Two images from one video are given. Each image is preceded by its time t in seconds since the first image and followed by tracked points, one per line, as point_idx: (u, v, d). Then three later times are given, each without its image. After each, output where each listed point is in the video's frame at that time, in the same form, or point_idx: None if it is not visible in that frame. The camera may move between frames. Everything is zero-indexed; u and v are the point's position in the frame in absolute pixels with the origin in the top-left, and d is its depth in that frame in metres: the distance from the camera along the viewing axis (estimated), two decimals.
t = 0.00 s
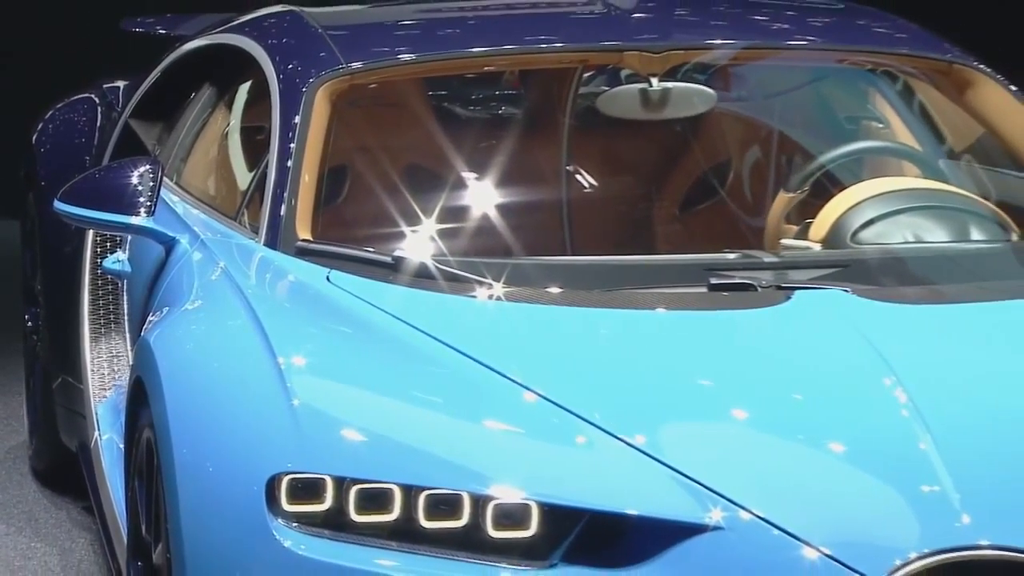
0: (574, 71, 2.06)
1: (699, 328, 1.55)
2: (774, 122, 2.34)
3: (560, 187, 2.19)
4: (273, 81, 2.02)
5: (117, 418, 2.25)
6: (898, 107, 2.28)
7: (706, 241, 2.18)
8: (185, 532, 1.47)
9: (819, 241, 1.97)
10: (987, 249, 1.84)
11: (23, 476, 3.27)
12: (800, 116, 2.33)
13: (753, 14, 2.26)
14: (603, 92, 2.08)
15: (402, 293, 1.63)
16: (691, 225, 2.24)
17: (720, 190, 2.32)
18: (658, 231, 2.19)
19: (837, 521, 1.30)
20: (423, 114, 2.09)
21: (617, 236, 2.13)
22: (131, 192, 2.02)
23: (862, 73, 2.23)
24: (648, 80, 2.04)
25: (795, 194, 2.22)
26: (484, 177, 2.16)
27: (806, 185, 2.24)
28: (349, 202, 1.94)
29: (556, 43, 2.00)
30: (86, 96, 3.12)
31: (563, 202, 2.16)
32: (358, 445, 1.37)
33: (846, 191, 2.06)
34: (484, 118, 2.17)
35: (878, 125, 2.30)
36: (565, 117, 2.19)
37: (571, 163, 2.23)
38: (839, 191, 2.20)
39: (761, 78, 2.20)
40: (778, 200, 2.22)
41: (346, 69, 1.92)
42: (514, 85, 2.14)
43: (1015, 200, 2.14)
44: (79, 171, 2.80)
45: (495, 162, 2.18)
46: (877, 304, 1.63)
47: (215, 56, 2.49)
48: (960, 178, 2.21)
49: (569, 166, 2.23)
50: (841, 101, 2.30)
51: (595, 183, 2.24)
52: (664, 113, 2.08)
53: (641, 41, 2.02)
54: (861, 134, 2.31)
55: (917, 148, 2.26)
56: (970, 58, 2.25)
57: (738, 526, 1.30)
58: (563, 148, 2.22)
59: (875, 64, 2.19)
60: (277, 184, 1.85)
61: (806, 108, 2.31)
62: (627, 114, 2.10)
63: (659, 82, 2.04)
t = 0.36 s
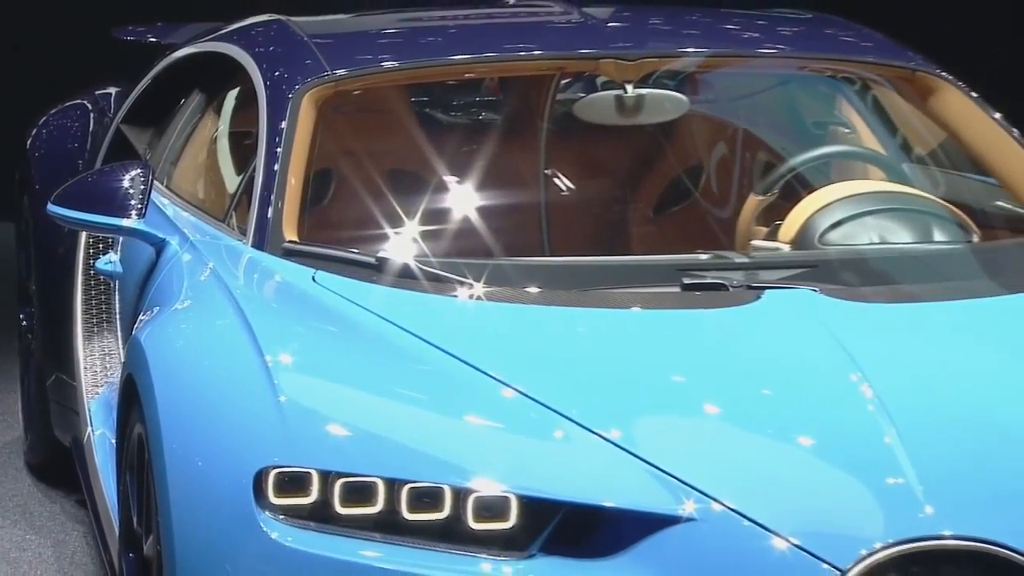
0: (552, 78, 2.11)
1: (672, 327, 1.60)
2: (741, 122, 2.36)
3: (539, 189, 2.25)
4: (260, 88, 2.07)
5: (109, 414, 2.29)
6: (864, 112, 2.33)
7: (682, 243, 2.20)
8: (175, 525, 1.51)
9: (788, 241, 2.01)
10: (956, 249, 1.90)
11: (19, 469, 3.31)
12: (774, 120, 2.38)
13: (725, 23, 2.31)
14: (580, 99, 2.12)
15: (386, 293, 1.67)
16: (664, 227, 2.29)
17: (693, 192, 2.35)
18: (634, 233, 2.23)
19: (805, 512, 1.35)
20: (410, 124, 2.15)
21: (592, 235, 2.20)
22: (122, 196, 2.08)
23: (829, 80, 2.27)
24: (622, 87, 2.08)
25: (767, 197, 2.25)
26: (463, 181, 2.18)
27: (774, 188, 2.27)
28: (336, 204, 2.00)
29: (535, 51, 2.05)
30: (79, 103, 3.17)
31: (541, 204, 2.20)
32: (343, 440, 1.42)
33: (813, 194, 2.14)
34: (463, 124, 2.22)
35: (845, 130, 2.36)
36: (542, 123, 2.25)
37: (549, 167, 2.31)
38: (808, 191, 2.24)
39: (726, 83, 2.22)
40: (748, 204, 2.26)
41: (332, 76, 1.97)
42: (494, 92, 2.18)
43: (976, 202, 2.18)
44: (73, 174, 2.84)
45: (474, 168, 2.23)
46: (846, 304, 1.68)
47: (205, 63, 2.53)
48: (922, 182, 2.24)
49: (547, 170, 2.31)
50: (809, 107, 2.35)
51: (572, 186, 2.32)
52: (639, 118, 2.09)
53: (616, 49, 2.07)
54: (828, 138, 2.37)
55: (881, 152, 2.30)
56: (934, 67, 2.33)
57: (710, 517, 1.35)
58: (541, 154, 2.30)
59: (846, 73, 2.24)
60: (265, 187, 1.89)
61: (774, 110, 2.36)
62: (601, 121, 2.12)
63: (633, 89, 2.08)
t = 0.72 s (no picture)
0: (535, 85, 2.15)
1: (652, 326, 1.65)
2: (713, 121, 2.41)
3: (522, 193, 2.26)
4: (252, 95, 2.11)
5: (105, 410, 2.33)
6: (835, 117, 2.38)
7: (660, 242, 2.23)
8: (170, 518, 1.56)
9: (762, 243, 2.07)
10: (930, 249, 1.95)
11: (18, 463, 3.35)
12: (747, 122, 2.43)
13: (702, 32, 2.36)
14: (562, 105, 2.19)
15: (375, 294, 1.72)
16: (644, 230, 2.30)
17: (672, 195, 2.39)
18: (613, 235, 2.26)
19: (779, 505, 1.40)
20: (395, 129, 2.20)
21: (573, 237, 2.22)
22: (118, 200, 2.12)
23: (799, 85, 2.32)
24: (603, 94, 2.15)
25: (742, 201, 2.31)
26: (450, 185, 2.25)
27: (750, 190, 2.33)
28: (326, 208, 2.04)
29: (518, 59, 2.10)
30: (76, 109, 3.21)
31: (524, 208, 2.23)
32: (333, 436, 1.47)
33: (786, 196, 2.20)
34: (450, 130, 2.28)
35: (818, 136, 2.41)
36: (526, 129, 2.30)
37: (532, 171, 2.32)
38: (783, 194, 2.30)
39: (701, 88, 2.28)
40: (725, 206, 2.32)
41: (322, 83, 2.02)
42: (479, 100, 2.25)
43: (944, 206, 2.24)
44: (71, 178, 2.89)
45: (461, 171, 2.27)
46: (820, 304, 1.73)
47: (199, 70, 2.58)
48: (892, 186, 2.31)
49: (530, 174, 2.32)
50: (783, 112, 2.41)
51: (555, 190, 2.33)
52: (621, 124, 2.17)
53: (597, 57, 2.12)
54: (801, 144, 2.42)
55: (853, 156, 2.36)
56: (902, 75, 2.39)
57: (688, 509, 1.40)
58: (524, 159, 2.32)
59: (818, 80, 2.29)
60: (257, 191, 1.94)
61: (747, 113, 2.41)
62: (581, 126, 2.20)
63: (614, 96, 2.15)
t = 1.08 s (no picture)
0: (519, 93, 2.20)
1: (632, 326, 1.70)
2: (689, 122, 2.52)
3: (507, 196, 2.36)
4: (244, 101, 2.16)
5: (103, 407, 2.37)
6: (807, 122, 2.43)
7: (641, 244, 2.35)
8: (165, 511, 1.60)
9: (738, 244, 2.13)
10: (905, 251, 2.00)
11: (17, 459, 3.39)
12: (723, 125, 2.53)
13: (680, 41, 2.42)
14: (545, 112, 2.24)
15: (364, 294, 1.77)
16: (625, 230, 2.41)
17: (653, 196, 2.49)
18: (596, 236, 2.37)
19: (755, 497, 1.44)
20: (382, 129, 2.27)
21: (556, 237, 2.33)
22: (115, 203, 2.15)
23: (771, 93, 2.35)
24: (585, 101, 2.18)
25: (719, 204, 2.39)
26: (437, 188, 2.32)
27: (726, 195, 2.40)
28: (315, 212, 2.08)
29: (503, 67, 2.14)
30: (74, 116, 3.26)
31: (510, 211, 2.32)
32: (323, 432, 1.51)
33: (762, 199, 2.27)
34: (435, 137, 2.35)
35: (790, 141, 2.49)
36: (510, 136, 2.36)
37: (516, 175, 2.40)
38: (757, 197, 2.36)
39: (675, 95, 2.34)
40: (703, 210, 2.39)
41: (312, 90, 2.06)
42: (465, 106, 2.29)
43: (914, 210, 2.28)
44: (69, 182, 2.93)
45: (446, 176, 2.35)
46: (795, 305, 1.78)
47: (194, 77, 2.62)
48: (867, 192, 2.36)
49: (514, 178, 2.40)
50: (758, 118, 2.50)
51: (539, 193, 2.41)
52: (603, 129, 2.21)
53: (580, 65, 2.16)
54: (775, 149, 2.51)
55: (826, 161, 2.41)
56: (875, 81, 2.40)
57: (667, 502, 1.44)
58: (509, 163, 2.40)
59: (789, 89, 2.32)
60: (249, 195, 1.98)
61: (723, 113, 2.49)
62: (566, 131, 2.24)
63: (594, 102, 2.18)
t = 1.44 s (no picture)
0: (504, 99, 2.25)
1: (613, 325, 1.75)
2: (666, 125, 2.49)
3: (492, 200, 2.39)
4: (237, 108, 2.22)
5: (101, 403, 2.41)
6: (782, 127, 2.49)
7: (621, 245, 2.40)
8: (161, 506, 1.65)
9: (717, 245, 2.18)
10: (879, 253, 2.06)
11: (17, 454, 3.43)
12: (701, 129, 2.53)
13: (660, 49, 2.47)
14: (529, 117, 2.30)
15: (353, 294, 1.82)
16: (607, 233, 2.47)
17: (634, 200, 2.54)
18: (579, 239, 2.42)
19: (732, 490, 1.49)
20: (371, 134, 2.30)
21: (539, 240, 2.36)
22: (112, 206, 2.21)
23: (752, 103, 2.42)
24: (567, 107, 2.26)
25: (697, 207, 2.41)
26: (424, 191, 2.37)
27: (704, 198, 2.42)
28: (308, 214, 2.13)
29: (489, 74, 2.20)
30: (72, 122, 3.31)
31: (494, 214, 2.35)
32: (314, 427, 1.56)
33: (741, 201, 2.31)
34: (423, 141, 2.39)
35: (767, 146, 2.50)
36: (497, 140, 2.40)
37: (501, 179, 2.44)
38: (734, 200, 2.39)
39: (656, 101, 2.38)
40: (681, 212, 2.42)
41: (303, 97, 2.12)
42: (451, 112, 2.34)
43: (886, 212, 2.35)
44: (68, 186, 2.98)
45: (434, 180, 2.40)
46: (771, 305, 1.84)
47: (188, 84, 2.67)
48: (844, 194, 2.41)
49: (499, 182, 2.44)
50: (734, 123, 2.51)
51: (524, 197, 2.45)
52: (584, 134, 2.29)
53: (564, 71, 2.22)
54: (752, 154, 2.51)
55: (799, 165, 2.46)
56: (846, 89, 2.49)
57: (647, 496, 1.49)
58: (496, 165, 2.45)
59: (766, 96, 2.37)
60: (242, 198, 2.04)
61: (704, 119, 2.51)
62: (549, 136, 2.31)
63: (576, 108, 2.25)
